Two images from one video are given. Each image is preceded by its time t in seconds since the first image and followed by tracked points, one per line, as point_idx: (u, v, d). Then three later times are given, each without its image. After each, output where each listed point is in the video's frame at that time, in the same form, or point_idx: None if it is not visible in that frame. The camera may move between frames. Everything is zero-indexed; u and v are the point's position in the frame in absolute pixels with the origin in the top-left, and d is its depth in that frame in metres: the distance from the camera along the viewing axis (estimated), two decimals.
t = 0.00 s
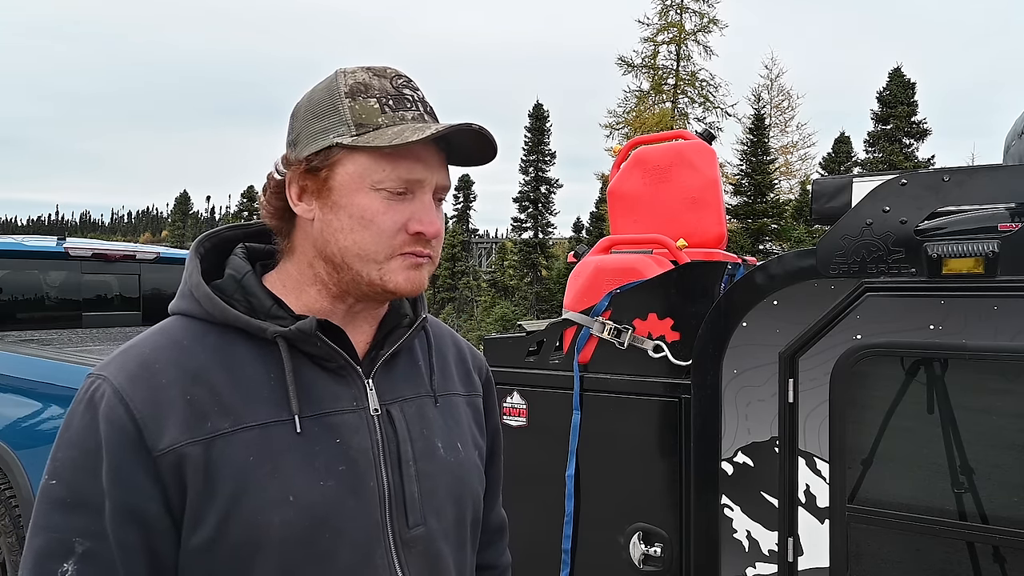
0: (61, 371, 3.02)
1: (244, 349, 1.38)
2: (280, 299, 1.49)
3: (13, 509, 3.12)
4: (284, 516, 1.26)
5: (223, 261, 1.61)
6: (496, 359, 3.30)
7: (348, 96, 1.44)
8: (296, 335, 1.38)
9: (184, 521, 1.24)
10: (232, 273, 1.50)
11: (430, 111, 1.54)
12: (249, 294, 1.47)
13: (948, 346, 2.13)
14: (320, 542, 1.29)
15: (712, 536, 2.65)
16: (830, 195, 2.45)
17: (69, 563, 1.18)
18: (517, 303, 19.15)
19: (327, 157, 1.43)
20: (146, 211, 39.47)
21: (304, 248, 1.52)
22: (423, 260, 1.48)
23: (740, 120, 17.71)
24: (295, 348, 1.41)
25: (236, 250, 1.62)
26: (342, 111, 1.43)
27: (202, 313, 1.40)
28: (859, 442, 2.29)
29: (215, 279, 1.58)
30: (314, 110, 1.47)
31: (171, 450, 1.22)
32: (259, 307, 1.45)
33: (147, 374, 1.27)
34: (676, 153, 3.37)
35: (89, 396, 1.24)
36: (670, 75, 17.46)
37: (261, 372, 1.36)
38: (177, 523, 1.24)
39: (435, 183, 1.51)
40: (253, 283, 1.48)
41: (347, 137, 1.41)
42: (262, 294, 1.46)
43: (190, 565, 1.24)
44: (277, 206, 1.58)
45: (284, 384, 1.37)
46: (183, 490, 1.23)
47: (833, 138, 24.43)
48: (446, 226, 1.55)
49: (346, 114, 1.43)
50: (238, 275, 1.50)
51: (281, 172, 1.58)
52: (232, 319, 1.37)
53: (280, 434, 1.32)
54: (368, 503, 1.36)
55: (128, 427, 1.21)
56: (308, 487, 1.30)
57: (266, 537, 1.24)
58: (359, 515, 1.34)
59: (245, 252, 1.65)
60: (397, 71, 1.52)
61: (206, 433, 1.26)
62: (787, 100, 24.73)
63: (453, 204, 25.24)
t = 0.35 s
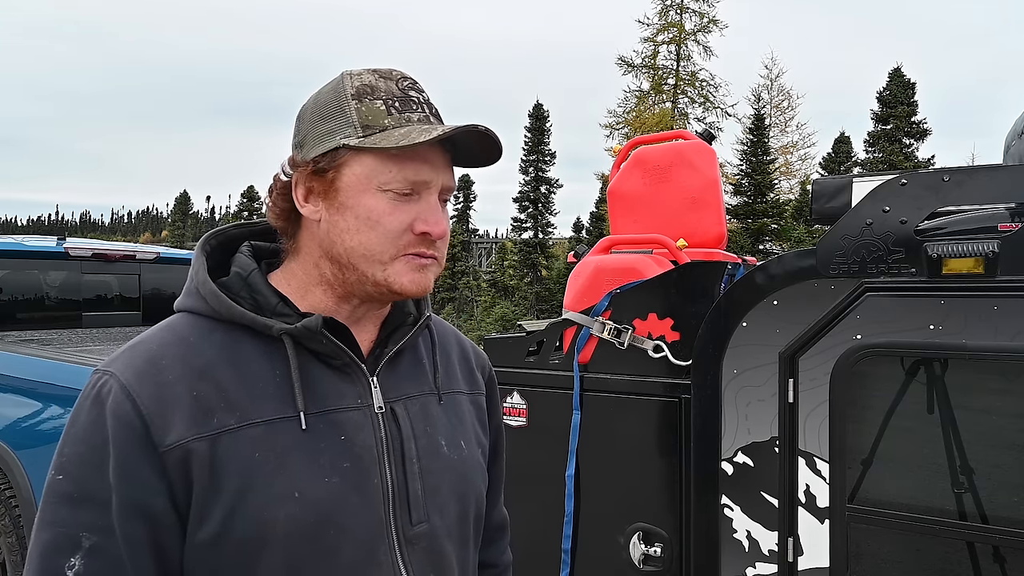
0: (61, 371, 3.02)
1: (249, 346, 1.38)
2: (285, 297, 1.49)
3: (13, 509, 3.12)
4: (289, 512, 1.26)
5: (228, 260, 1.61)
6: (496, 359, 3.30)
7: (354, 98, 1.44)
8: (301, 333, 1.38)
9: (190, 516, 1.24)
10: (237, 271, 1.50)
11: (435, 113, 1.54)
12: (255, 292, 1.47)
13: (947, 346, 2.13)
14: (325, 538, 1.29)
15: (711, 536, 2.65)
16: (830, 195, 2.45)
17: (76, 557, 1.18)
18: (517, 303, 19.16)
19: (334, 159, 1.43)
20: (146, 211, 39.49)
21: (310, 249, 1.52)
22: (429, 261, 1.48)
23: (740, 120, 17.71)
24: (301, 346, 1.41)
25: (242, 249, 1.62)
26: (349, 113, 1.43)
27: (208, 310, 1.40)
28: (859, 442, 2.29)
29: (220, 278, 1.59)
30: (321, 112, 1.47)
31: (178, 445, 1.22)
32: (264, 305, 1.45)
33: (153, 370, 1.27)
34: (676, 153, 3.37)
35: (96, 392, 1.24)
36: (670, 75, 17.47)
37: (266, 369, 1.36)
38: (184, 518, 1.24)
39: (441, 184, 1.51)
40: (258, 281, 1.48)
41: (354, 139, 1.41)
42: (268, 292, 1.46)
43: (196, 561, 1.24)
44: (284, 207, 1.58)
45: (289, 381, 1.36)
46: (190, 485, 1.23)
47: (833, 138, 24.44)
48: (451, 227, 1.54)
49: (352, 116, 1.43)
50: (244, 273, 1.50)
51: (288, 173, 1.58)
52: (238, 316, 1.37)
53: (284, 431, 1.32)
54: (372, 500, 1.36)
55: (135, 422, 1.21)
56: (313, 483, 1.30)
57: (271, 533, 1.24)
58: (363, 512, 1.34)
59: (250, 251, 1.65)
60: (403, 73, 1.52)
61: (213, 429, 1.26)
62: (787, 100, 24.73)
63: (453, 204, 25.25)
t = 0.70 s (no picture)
0: (61, 370, 3.02)
1: (252, 343, 1.38)
2: (288, 295, 1.49)
3: (13, 509, 3.12)
4: (292, 508, 1.26)
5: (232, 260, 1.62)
6: (496, 359, 3.30)
7: (351, 98, 1.44)
8: (304, 329, 1.38)
9: (193, 512, 1.24)
10: (241, 270, 1.51)
11: (433, 111, 1.54)
12: (258, 291, 1.47)
13: (948, 346, 2.13)
14: (328, 534, 1.29)
15: (712, 536, 2.65)
16: (830, 195, 2.45)
17: (81, 554, 1.18)
18: (517, 303, 19.16)
19: (335, 157, 1.43)
20: (146, 211, 39.48)
21: (311, 248, 1.52)
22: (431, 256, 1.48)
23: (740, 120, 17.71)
24: (303, 342, 1.41)
25: (245, 248, 1.63)
26: (347, 113, 1.43)
27: (211, 308, 1.40)
28: (859, 442, 2.29)
29: (223, 277, 1.59)
30: (319, 114, 1.48)
31: (181, 441, 1.22)
32: (267, 303, 1.46)
33: (157, 367, 1.27)
34: (676, 153, 3.37)
35: (100, 389, 1.24)
36: (670, 75, 17.47)
37: (270, 366, 1.36)
38: (187, 514, 1.24)
39: (440, 180, 1.51)
40: (261, 280, 1.49)
41: (353, 138, 1.41)
42: (271, 290, 1.47)
43: (199, 556, 1.24)
44: (285, 208, 1.58)
45: (292, 378, 1.36)
46: (193, 481, 1.23)
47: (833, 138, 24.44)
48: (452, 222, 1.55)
49: (350, 116, 1.43)
50: (247, 272, 1.50)
51: (289, 176, 1.58)
52: (242, 314, 1.38)
53: (288, 427, 1.32)
54: (375, 497, 1.36)
55: (139, 419, 1.21)
56: (316, 479, 1.30)
57: (274, 529, 1.24)
58: (366, 508, 1.34)
59: (253, 251, 1.65)
60: (399, 74, 1.52)
61: (216, 425, 1.26)
62: (787, 100, 24.74)
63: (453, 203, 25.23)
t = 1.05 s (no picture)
0: (61, 370, 3.02)
1: (252, 340, 1.38)
2: (289, 293, 1.49)
3: (13, 509, 3.11)
4: (293, 504, 1.26)
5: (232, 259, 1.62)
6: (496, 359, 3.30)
7: (352, 97, 1.44)
8: (304, 326, 1.38)
9: (193, 508, 1.23)
10: (241, 268, 1.51)
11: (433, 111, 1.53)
12: (258, 288, 1.47)
13: (947, 346, 2.13)
14: (328, 531, 1.29)
15: (712, 536, 2.65)
16: (830, 195, 2.45)
17: (82, 550, 1.18)
18: (517, 303, 19.17)
19: (335, 156, 1.43)
20: (146, 211, 39.51)
21: (311, 247, 1.52)
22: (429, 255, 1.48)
23: (740, 120, 17.71)
24: (304, 339, 1.41)
25: (245, 247, 1.63)
26: (347, 112, 1.44)
27: (212, 305, 1.40)
28: (859, 442, 2.29)
29: (223, 276, 1.59)
30: (320, 112, 1.48)
31: (181, 437, 1.22)
32: (267, 301, 1.45)
33: (157, 364, 1.27)
34: (676, 153, 3.37)
35: (101, 386, 1.24)
36: (670, 75, 17.47)
37: (270, 362, 1.36)
38: (188, 510, 1.24)
39: (439, 179, 1.51)
40: (262, 277, 1.49)
41: (353, 136, 1.41)
42: (271, 288, 1.47)
43: (199, 553, 1.24)
44: (286, 206, 1.58)
45: (292, 374, 1.36)
46: (193, 477, 1.23)
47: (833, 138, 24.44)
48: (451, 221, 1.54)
49: (351, 114, 1.43)
50: (247, 270, 1.51)
51: (289, 173, 1.58)
52: (241, 311, 1.38)
53: (288, 424, 1.32)
54: (375, 493, 1.36)
55: (139, 415, 1.21)
56: (317, 475, 1.30)
57: (275, 525, 1.24)
58: (367, 504, 1.34)
59: (253, 249, 1.65)
60: (400, 74, 1.52)
61: (216, 421, 1.26)
62: (787, 99, 24.73)
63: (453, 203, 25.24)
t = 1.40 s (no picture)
0: (61, 370, 3.02)
1: (252, 337, 1.38)
2: (288, 290, 1.49)
3: (13, 509, 3.11)
4: (293, 501, 1.26)
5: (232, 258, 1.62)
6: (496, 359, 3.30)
7: (339, 92, 1.44)
8: (304, 323, 1.38)
9: (192, 504, 1.23)
10: (241, 266, 1.51)
11: (425, 107, 1.50)
12: (258, 286, 1.47)
13: (947, 346, 2.13)
14: (328, 528, 1.29)
15: (712, 536, 2.65)
16: (831, 195, 2.45)
17: (81, 547, 1.17)
18: (517, 303, 19.17)
19: (317, 150, 1.45)
20: (146, 211, 39.52)
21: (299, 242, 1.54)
22: (407, 251, 1.47)
23: (740, 120, 17.71)
24: (304, 336, 1.41)
25: (245, 245, 1.62)
26: (333, 107, 1.44)
27: (212, 303, 1.40)
28: (859, 442, 2.29)
29: (223, 274, 1.59)
30: (311, 108, 1.50)
31: (181, 433, 1.22)
32: (267, 298, 1.45)
33: (157, 361, 1.27)
34: (676, 153, 3.37)
35: (101, 383, 1.24)
36: (670, 75, 17.47)
37: (271, 359, 1.36)
38: (187, 507, 1.24)
39: (421, 175, 1.50)
40: (262, 275, 1.49)
41: (334, 131, 1.43)
42: (271, 285, 1.46)
43: (199, 549, 1.23)
44: (279, 202, 1.60)
45: (292, 371, 1.36)
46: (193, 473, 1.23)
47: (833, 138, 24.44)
48: (433, 217, 1.53)
49: (336, 110, 1.44)
50: (247, 268, 1.51)
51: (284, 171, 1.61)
52: (241, 308, 1.38)
53: (288, 420, 1.32)
54: (376, 491, 1.36)
55: (139, 412, 1.21)
56: (317, 472, 1.30)
57: (275, 522, 1.24)
58: (367, 501, 1.34)
59: (253, 247, 1.64)
60: (394, 71, 1.50)
61: (216, 418, 1.26)
62: (787, 100, 24.72)
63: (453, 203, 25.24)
